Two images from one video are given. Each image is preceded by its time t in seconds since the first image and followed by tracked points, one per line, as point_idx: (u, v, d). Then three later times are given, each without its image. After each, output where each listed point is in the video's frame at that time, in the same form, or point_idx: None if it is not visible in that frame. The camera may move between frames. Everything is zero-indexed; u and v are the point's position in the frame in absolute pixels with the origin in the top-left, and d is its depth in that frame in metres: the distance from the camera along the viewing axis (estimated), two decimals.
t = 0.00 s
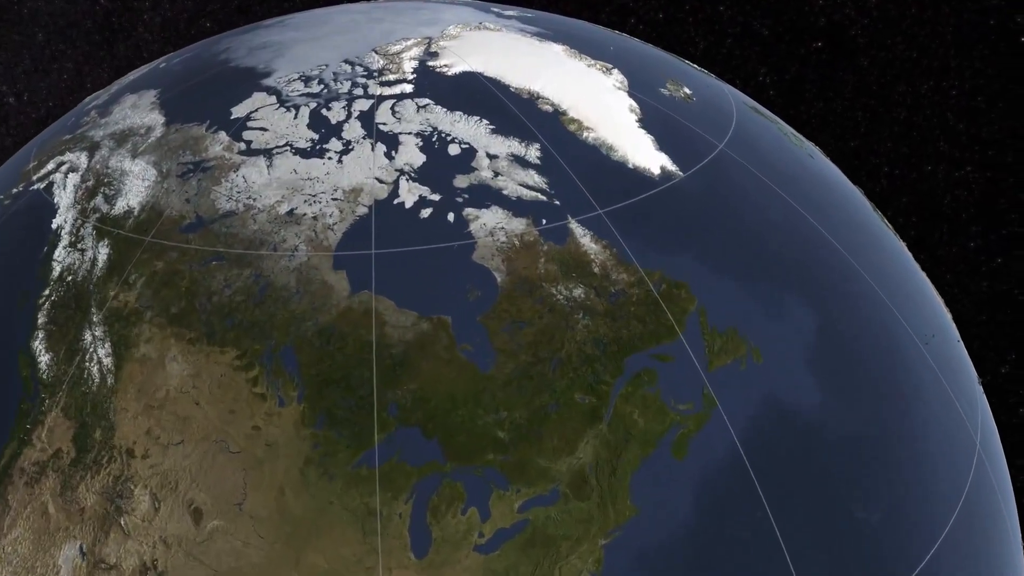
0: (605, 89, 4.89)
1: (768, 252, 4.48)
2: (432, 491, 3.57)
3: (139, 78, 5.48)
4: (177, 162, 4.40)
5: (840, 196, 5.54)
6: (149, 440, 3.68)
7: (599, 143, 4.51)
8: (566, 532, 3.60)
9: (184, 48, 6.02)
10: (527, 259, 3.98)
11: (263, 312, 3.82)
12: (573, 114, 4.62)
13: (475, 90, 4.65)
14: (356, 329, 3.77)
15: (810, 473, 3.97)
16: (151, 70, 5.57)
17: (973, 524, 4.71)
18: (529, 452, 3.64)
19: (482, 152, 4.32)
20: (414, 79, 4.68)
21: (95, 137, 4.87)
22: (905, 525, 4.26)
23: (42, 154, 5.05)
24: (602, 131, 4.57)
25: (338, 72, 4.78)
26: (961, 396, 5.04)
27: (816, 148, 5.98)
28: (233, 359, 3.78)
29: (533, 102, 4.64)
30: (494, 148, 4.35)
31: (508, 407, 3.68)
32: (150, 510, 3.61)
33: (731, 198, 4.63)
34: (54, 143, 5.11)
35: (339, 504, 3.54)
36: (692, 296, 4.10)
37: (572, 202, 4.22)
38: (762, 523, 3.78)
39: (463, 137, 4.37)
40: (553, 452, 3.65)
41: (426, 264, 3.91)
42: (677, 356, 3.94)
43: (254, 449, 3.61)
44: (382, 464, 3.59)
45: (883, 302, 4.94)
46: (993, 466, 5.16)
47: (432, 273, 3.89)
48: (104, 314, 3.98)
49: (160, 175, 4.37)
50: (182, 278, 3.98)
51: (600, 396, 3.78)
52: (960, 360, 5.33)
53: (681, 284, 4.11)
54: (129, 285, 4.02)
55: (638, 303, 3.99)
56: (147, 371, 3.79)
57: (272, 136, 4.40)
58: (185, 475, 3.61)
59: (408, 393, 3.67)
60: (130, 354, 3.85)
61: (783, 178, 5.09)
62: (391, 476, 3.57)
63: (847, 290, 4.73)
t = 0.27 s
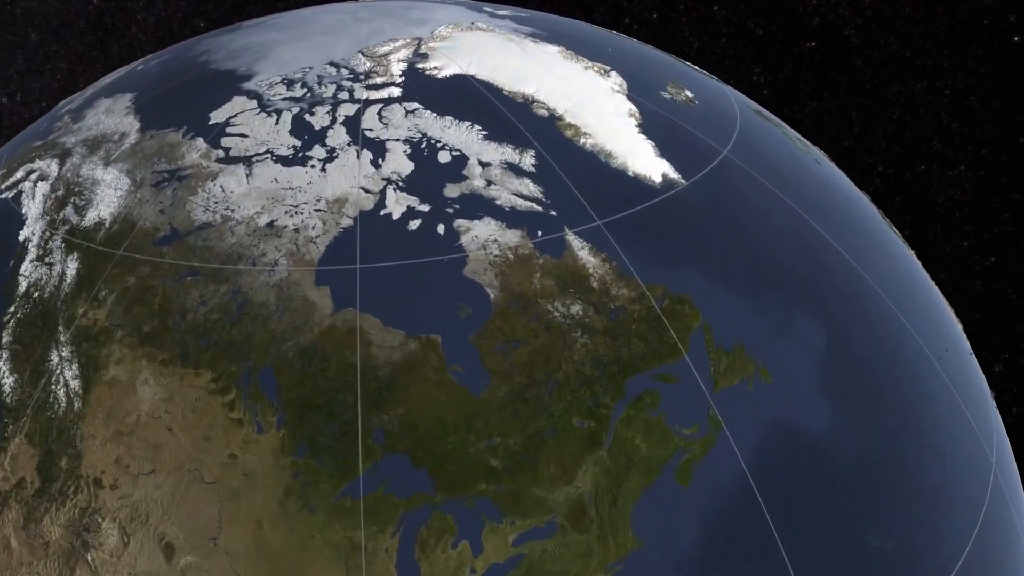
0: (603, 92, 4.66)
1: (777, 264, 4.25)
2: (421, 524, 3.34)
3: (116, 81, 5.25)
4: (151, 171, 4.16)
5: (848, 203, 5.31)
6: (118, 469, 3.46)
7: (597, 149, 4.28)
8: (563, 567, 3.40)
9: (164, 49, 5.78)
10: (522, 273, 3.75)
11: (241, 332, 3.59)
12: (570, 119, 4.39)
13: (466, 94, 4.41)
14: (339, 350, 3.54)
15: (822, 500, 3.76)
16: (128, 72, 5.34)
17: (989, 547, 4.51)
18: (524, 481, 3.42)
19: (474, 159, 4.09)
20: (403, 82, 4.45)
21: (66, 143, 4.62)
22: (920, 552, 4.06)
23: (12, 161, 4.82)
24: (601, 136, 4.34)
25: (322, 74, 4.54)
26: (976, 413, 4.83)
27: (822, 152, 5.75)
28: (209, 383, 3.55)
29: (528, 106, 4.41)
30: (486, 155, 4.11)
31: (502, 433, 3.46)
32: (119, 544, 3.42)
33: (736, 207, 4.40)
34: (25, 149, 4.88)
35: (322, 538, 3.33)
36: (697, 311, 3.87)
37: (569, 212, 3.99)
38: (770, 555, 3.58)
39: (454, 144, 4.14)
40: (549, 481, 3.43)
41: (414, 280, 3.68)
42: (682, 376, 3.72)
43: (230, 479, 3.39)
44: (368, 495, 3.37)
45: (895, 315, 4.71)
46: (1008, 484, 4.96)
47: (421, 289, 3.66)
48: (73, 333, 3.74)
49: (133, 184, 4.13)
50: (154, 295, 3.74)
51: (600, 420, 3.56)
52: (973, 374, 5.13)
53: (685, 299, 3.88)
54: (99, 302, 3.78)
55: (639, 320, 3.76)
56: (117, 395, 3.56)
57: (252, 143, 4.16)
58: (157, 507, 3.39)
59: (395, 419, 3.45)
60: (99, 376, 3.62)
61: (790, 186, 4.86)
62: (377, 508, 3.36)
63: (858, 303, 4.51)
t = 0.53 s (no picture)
0: (601, 96, 4.43)
1: (786, 277, 4.03)
2: (409, 560, 3.13)
3: (91, 84, 5.02)
4: (124, 180, 3.93)
5: (857, 211, 5.09)
6: (84, 501, 3.25)
7: (595, 156, 4.06)
8: None
9: (143, 51, 5.55)
10: (516, 290, 3.52)
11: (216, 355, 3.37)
12: (566, 124, 4.17)
13: (456, 99, 4.18)
14: (321, 373, 3.32)
15: (835, 530, 3.54)
16: (104, 75, 5.11)
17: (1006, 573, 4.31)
18: (519, 514, 3.20)
19: (466, 167, 3.87)
20: (390, 85, 4.21)
21: (36, 150, 4.40)
22: None
23: None
24: (599, 142, 4.12)
25: (306, 77, 4.31)
26: (991, 430, 4.63)
27: (829, 157, 5.53)
28: (182, 409, 3.32)
29: (522, 112, 4.18)
30: (478, 164, 3.89)
31: (495, 463, 3.23)
32: None
33: (743, 217, 4.17)
34: None
35: None
36: (702, 329, 3.65)
37: (565, 224, 3.76)
38: None
39: (444, 151, 3.91)
40: (546, 514, 3.21)
41: (401, 298, 3.46)
42: (687, 400, 3.49)
43: (204, 513, 3.17)
44: (351, 530, 3.14)
45: (908, 329, 4.50)
46: None
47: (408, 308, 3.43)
48: (38, 355, 3.53)
49: (104, 195, 3.90)
50: (124, 313, 3.51)
51: (600, 447, 3.33)
52: (986, 389, 4.92)
53: (689, 316, 3.65)
54: (66, 321, 3.56)
55: (641, 340, 3.53)
56: (84, 422, 3.34)
57: (230, 150, 3.93)
58: (127, 543, 3.18)
59: (381, 447, 3.23)
60: (64, 402, 3.40)
61: (798, 194, 4.63)
62: (361, 545, 3.13)
63: (871, 318, 4.28)
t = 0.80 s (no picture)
0: (600, 100, 4.21)
1: (794, 291, 3.82)
2: None
3: (64, 87, 4.81)
4: (94, 191, 3.70)
5: (865, 220, 4.89)
6: (47, 536, 3.05)
7: (593, 164, 3.84)
8: None
9: (121, 53, 5.34)
10: (510, 308, 3.31)
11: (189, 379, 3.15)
12: (563, 129, 3.94)
13: (446, 104, 3.97)
14: (301, 399, 3.09)
15: (852, 562, 3.33)
16: (78, 78, 4.89)
17: None
18: (514, 550, 2.98)
19: (457, 176, 3.65)
20: (377, 90, 3.99)
21: (4, 158, 4.18)
22: None
23: None
24: (597, 149, 3.90)
25: (288, 81, 4.08)
26: (1009, 450, 4.43)
27: (835, 164, 5.33)
28: (153, 436, 3.08)
29: (516, 118, 3.96)
30: (470, 172, 3.67)
31: (488, 495, 3.02)
32: None
33: (749, 227, 3.96)
34: None
35: None
36: (708, 348, 3.43)
37: (562, 237, 3.54)
38: None
39: (434, 159, 3.70)
40: (543, 550, 3.00)
41: (388, 317, 3.24)
42: (693, 425, 3.28)
43: (175, 550, 2.96)
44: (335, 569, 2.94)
45: (922, 345, 4.29)
46: None
47: (395, 328, 3.22)
48: None
49: (73, 207, 3.68)
50: (92, 334, 3.29)
51: (601, 477, 3.11)
52: (1001, 406, 4.72)
53: (694, 335, 3.44)
54: (29, 342, 3.35)
55: (644, 361, 3.32)
56: (47, 452, 3.12)
57: (207, 158, 3.71)
58: None
59: (366, 479, 3.00)
60: (27, 429, 3.19)
61: (805, 202, 4.43)
62: None
63: (884, 333, 4.08)
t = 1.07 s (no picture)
0: (598, 105, 4.00)
1: (805, 307, 3.62)
2: None
3: (35, 92, 4.59)
4: (61, 203, 3.49)
5: (874, 230, 4.68)
6: None
7: (592, 173, 3.62)
8: None
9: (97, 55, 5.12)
10: (504, 328, 3.10)
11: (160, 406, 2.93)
12: (559, 136, 3.73)
13: (436, 109, 3.75)
14: (280, 429, 2.88)
15: None
16: (51, 82, 4.68)
17: None
18: None
19: (447, 186, 3.43)
20: (363, 94, 3.77)
21: None
22: None
23: None
24: (596, 157, 3.68)
25: (269, 84, 3.86)
26: None
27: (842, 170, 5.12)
28: (120, 469, 2.86)
29: (511, 124, 3.75)
30: (461, 182, 3.45)
31: (481, 532, 2.81)
32: None
33: (756, 238, 3.75)
34: None
35: None
36: (716, 370, 3.22)
37: (560, 250, 3.33)
38: None
39: (423, 168, 3.48)
40: None
41: (373, 339, 3.02)
42: (701, 453, 3.07)
43: None
44: None
45: (936, 362, 4.09)
46: None
47: (381, 351, 3.00)
48: None
49: (39, 219, 3.47)
50: (56, 357, 3.07)
51: (602, 511, 2.91)
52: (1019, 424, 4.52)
53: (700, 356, 3.23)
54: None
55: (647, 385, 3.11)
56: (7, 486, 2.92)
57: (182, 167, 3.49)
58: None
59: (349, 516, 2.79)
60: None
61: (813, 212, 4.22)
62: None
63: (898, 351, 3.87)
